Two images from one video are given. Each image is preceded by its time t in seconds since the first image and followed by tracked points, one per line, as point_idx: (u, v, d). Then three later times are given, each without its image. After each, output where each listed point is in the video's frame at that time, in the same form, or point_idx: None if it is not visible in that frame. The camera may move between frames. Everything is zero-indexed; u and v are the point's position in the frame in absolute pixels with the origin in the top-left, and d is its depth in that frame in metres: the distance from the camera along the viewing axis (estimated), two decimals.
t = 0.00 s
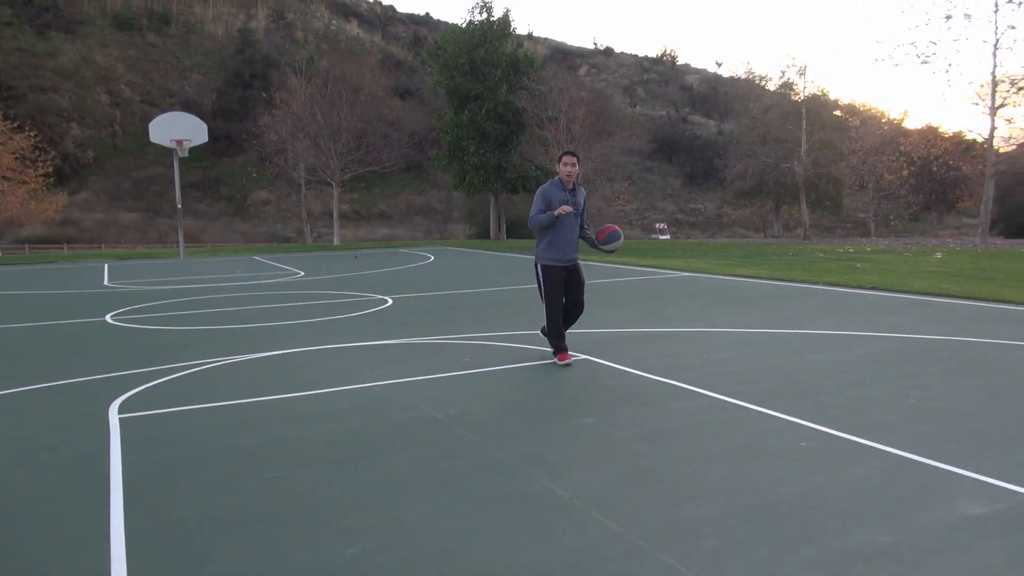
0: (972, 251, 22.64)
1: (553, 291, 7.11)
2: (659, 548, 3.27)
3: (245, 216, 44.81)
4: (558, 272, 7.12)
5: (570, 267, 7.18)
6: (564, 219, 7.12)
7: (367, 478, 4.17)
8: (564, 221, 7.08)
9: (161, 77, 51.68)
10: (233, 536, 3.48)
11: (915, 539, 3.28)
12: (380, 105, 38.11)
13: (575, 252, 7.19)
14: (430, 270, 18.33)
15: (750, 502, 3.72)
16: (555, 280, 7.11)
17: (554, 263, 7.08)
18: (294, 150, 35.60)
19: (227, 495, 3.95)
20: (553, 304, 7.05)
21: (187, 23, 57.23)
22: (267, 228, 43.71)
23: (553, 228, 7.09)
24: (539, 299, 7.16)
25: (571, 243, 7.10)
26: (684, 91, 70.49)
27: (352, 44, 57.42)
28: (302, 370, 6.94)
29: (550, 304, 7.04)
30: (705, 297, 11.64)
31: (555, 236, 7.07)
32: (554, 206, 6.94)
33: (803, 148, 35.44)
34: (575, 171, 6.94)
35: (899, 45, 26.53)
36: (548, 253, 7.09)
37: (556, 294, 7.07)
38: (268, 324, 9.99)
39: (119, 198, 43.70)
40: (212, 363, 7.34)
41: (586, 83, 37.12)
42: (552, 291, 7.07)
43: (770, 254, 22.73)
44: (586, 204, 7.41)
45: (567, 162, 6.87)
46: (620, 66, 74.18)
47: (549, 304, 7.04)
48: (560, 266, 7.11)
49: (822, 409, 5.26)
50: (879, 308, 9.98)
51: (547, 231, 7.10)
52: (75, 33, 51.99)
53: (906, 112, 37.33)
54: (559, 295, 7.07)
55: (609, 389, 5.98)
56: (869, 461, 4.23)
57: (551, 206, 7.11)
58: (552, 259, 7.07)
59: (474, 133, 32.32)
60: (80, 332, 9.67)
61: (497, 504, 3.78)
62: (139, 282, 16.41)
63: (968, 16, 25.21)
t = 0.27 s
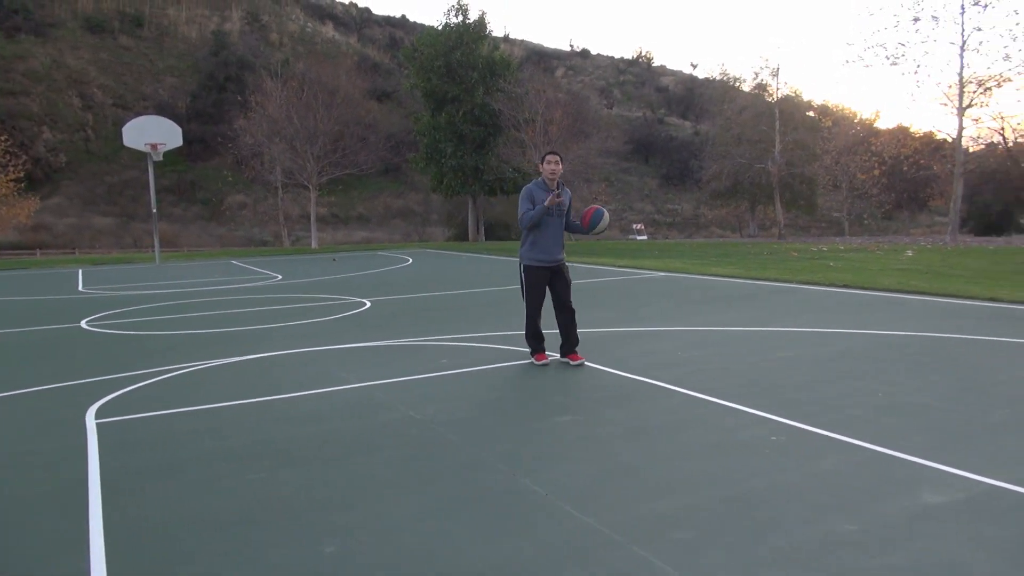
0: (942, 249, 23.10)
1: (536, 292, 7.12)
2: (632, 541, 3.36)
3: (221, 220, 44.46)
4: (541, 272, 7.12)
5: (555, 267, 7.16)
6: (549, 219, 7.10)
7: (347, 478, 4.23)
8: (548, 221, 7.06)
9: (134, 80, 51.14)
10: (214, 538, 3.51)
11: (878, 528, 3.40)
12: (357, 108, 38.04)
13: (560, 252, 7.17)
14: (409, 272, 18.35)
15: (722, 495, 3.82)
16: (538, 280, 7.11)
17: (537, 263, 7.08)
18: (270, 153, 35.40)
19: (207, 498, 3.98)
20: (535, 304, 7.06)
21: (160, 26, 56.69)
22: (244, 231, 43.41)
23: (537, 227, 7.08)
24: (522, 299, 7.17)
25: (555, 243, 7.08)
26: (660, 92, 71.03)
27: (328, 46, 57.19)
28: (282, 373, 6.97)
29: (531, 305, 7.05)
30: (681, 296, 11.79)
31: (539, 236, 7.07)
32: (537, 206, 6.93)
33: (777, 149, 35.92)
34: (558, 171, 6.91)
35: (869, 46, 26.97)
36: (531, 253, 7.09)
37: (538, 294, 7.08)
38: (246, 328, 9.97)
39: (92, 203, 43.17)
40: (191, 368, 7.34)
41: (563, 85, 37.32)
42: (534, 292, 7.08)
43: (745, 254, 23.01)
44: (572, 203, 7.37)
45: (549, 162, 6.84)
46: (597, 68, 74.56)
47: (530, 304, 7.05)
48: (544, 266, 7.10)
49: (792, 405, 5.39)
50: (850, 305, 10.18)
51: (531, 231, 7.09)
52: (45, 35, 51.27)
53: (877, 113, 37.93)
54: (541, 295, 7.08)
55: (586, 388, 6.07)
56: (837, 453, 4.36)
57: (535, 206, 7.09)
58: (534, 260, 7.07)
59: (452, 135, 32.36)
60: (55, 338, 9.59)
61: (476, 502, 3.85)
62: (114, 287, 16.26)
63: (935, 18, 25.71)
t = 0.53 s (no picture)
0: (935, 245, 23.21)
1: (537, 291, 6.96)
2: (618, 535, 3.43)
3: (217, 221, 44.45)
4: (543, 271, 6.96)
5: (558, 267, 7.01)
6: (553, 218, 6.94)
7: (339, 475, 4.28)
8: (551, 219, 6.90)
9: (129, 81, 51.10)
10: (207, 534, 3.58)
11: (860, 519, 3.47)
12: (353, 108, 38.08)
13: (564, 252, 7.01)
14: (404, 272, 18.39)
15: (708, 488, 3.89)
16: (539, 280, 6.95)
17: (538, 263, 6.92)
18: (266, 154, 35.43)
19: (200, 496, 4.03)
20: (535, 304, 6.90)
21: (155, 27, 56.64)
22: (241, 232, 43.42)
23: (541, 226, 6.92)
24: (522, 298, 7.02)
25: (558, 242, 6.92)
26: (656, 91, 71.15)
27: (323, 46, 57.18)
28: (275, 372, 7.02)
29: (531, 304, 6.90)
30: (674, 294, 11.84)
31: (542, 235, 6.91)
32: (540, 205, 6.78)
33: (772, 147, 36.05)
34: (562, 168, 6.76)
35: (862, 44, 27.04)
36: (533, 252, 6.94)
37: (538, 294, 6.92)
38: (241, 328, 10.01)
39: (88, 205, 43.13)
40: (186, 368, 7.39)
41: (558, 84, 37.40)
42: (534, 292, 6.93)
43: (740, 251, 23.10)
44: (577, 203, 7.20)
45: (553, 159, 6.71)
46: (592, 67, 74.69)
47: (531, 304, 6.90)
48: (546, 265, 6.94)
49: (780, 400, 5.46)
50: (842, 302, 10.25)
51: (534, 229, 6.94)
52: (39, 37, 51.19)
53: (872, 111, 38.06)
54: (542, 294, 6.92)
55: (576, 385, 6.14)
56: (821, 447, 4.43)
57: (538, 204, 6.96)
58: (535, 260, 6.91)
59: (447, 135, 32.45)
60: (51, 339, 9.62)
61: (466, 497, 3.91)
62: (109, 289, 16.27)
63: (927, 15, 25.79)
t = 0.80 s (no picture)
0: (964, 241, 22.81)
1: (552, 287, 6.97)
2: (615, 528, 3.44)
3: (243, 220, 44.98)
4: (558, 268, 6.96)
5: (574, 264, 6.99)
6: (570, 214, 6.93)
7: (345, 468, 4.34)
8: (566, 216, 6.90)
9: (157, 82, 51.87)
10: (213, 521, 3.66)
11: (859, 515, 3.46)
12: (376, 107, 38.30)
13: (580, 249, 6.98)
14: (425, 269, 18.49)
15: (708, 483, 3.89)
16: (554, 276, 6.96)
17: (554, 259, 6.93)
18: (290, 153, 35.79)
19: (208, 486, 4.12)
20: (550, 300, 6.90)
21: (182, 28, 57.38)
22: (266, 231, 43.89)
23: (557, 222, 6.93)
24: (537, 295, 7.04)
25: (574, 239, 6.91)
26: (680, 86, 70.68)
27: (347, 45, 57.57)
28: (291, 368, 7.11)
29: (546, 300, 6.91)
30: (692, 291, 11.79)
31: (558, 231, 6.92)
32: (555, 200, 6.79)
33: (797, 142, 35.68)
34: (578, 165, 6.75)
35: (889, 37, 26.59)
36: (549, 248, 6.95)
37: (554, 290, 6.92)
38: (260, 325, 10.15)
39: (118, 205, 43.89)
40: (203, 363, 7.51)
41: (580, 81, 37.29)
42: (549, 288, 6.93)
43: (763, 248, 22.89)
44: (597, 199, 7.16)
45: (568, 155, 6.71)
46: (616, 63, 74.36)
47: (544, 300, 6.91)
48: (561, 262, 6.94)
49: (790, 396, 5.43)
50: (862, 299, 10.13)
51: (551, 225, 6.95)
52: (69, 39, 52.16)
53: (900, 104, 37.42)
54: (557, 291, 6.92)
55: (586, 381, 6.15)
56: (826, 444, 4.40)
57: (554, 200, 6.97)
58: (551, 256, 6.92)
59: (469, 132, 32.58)
60: (76, 335, 9.84)
61: (468, 490, 3.96)
62: (136, 286, 16.56)
63: (956, 7, 25.31)
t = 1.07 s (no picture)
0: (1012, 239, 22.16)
1: (574, 285, 7.00)
2: (619, 521, 3.49)
3: (285, 213, 45.73)
4: (580, 265, 6.99)
5: (596, 261, 7.03)
6: (592, 211, 6.96)
7: (361, 457, 4.45)
8: (589, 213, 6.92)
9: (203, 77, 52.96)
10: (231, 505, 3.79)
11: (865, 514, 3.45)
12: (415, 102, 38.57)
13: (602, 246, 7.02)
14: (459, 263, 18.62)
15: (716, 480, 3.91)
16: (576, 273, 6.99)
17: (577, 256, 6.96)
18: (330, 147, 36.27)
19: (230, 472, 4.26)
20: (573, 297, 6.94)
21: (227, 24, 58.41)
22: (307, 224, 44.55)
23: (579, 219, 6.95)
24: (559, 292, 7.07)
25: (596, 236, 6.95)
26: (722, 80, 69.76)
27: (388, 41, 58.03)
28: (318, 360, 7.26)
29: (569, 298, 6.94)
30: (723, 288, 11.69)
31: (580, 228, 6.95)
32: (579, 197, 6.81)
33: (840, 137, 35.01)
34: (601, 163, 6.78)
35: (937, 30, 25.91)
36: (572, 245, 6.97)
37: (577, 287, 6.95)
38: (293, 317, 10.35)
39: (164, 197, 44.98)
40: (234, 354, 7.71)
41: (619, 75, 37.04)
42: (573, 284, 6.96)
43: (802, 245, 22.52)
44: (616, 196, 7.20)
45: (592, 152, 6.73)
46: (658, 57, 73.68)
47: (568, 298, 6.94)
48: (584, 259, 6.97)
49: (808, 395, 5.40)
50: (896, 298, 9.95)
51: (573, 222, 6.97)
52: (119, 36, 53.52)
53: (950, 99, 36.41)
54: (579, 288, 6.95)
55: (606, 377, 6.18)
56: (840, 442, 4.38)
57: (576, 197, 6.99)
58: (574, 253, 6.95)
59: (506, 127, 32.58)
60: (117, 325, 10.16)
61: (478, 481, 4.03)
62: (177, 278, 17.00)
63: None
